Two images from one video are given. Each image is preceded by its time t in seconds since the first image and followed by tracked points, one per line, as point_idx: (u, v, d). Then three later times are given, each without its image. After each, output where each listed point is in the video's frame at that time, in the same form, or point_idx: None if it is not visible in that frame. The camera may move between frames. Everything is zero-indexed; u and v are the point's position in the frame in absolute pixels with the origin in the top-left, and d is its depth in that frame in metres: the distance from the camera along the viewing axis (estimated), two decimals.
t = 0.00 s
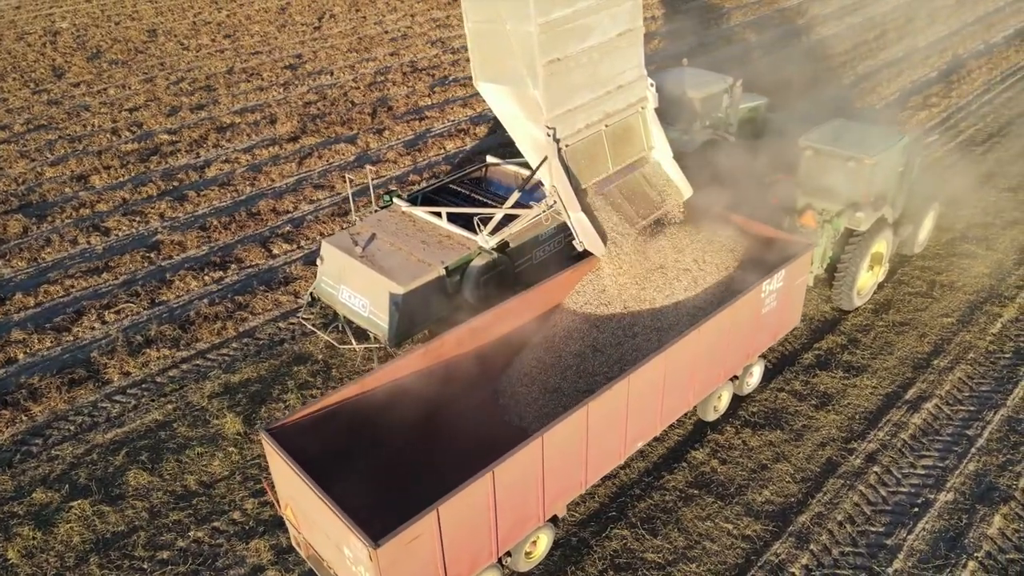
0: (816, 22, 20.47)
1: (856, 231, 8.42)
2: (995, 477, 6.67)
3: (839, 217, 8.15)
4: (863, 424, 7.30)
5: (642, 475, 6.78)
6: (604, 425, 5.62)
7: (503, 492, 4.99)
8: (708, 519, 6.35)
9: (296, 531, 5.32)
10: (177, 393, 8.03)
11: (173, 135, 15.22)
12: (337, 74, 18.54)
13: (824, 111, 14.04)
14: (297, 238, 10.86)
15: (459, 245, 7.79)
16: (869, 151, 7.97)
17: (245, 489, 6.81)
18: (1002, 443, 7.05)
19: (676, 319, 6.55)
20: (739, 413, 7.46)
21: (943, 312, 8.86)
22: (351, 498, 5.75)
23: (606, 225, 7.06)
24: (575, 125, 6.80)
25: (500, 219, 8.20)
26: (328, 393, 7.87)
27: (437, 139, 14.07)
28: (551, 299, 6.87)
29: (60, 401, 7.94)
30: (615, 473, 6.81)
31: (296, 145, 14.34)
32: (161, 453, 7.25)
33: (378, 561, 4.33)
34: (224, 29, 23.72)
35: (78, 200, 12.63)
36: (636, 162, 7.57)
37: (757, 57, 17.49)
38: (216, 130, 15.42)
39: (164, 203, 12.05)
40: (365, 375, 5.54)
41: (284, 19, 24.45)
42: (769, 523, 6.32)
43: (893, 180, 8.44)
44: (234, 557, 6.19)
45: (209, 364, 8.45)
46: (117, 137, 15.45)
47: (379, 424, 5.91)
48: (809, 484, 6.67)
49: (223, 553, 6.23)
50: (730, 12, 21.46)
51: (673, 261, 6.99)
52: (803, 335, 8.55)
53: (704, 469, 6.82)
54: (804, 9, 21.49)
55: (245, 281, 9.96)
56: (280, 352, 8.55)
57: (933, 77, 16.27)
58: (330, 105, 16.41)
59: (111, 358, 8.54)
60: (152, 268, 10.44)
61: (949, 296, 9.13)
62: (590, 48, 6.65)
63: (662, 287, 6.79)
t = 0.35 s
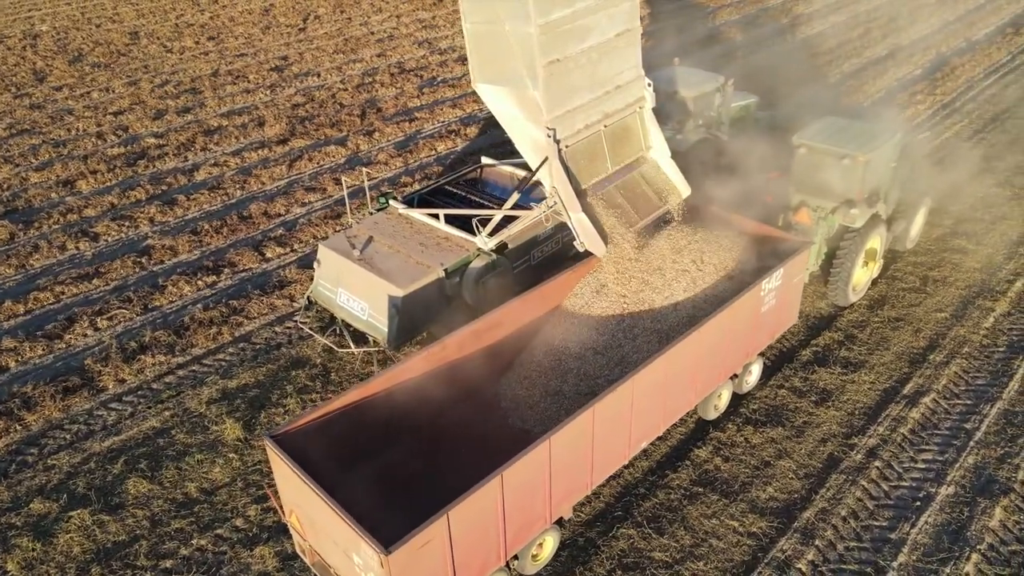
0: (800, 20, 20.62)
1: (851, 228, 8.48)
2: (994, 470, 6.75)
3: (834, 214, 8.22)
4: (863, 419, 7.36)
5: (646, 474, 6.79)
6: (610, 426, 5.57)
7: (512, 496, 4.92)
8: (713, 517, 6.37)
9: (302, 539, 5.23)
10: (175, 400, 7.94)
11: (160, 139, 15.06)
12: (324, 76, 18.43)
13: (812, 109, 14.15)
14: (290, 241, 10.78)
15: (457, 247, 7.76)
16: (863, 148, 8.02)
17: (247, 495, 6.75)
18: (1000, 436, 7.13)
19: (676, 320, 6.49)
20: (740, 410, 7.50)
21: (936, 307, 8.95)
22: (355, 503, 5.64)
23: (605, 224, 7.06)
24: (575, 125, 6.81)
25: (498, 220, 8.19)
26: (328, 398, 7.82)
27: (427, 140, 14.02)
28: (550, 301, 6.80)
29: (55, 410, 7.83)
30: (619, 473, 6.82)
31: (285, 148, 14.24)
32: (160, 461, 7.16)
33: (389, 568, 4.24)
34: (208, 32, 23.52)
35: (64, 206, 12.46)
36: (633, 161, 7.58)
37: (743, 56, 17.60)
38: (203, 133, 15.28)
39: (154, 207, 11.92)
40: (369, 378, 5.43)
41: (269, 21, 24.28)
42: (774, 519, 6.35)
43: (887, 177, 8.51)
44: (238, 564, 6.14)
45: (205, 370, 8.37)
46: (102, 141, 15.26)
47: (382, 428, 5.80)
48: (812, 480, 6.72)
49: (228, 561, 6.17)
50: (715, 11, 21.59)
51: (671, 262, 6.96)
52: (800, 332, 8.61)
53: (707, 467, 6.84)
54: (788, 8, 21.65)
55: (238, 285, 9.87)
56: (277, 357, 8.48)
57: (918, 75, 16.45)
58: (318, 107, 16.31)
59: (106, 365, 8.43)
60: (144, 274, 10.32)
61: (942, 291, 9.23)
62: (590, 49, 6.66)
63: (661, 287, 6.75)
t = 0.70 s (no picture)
0: (784, 19, 20.79)
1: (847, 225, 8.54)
2: (994, 463, 6.83)
3: (830, 211, 8.28)
4: (863, 414, 7.43)
5: (652, 473, 6.81)
6: (620, 424, 5.57)
7: (527, 496, 4.90)
8: (720, 515, 6.40)
9: (314, 545, 5.16)
10: (173, 407, 7.85)
11: (146, 143, 14.88)
12: (311, 78, 18.31)
13: (801, 106, 14.26)
14: (284, 245, 10.70)
15: (457, 248, 7.75)
16: (858, 145, 8.08)
17: (250, 502, 6.69)
18: (998, 428, 7.22)
19: (681, 320, 6.49)
20: (742, 408, 7.54)
21: (930, 301, 9.05)
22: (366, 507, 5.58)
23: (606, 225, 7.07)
24: (576, 126, 6.81)
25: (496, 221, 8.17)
26: (329, 402, 7.77)
27: (418, 142, 13.97)
28: (553, 302, 6.77)
29: (50, 419, 7.71)
30: (624, 472, 6.83)
31: (274, 151, 14.13)
32: (161, 469, 7.08)
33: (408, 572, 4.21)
34: (190, 34, 23.28)
35: (51, 212, 12.28)
36: (634, 161, 7.62)
37: (729, 55, 17.70)
38: (190, 136, 15.12)
39: (143, 212, 11.78)
40: (378, 381, 5.39)
41: (252, 23, 24.09)
42: (780, 516, 6.39)
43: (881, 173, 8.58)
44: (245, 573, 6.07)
45: (203, 376, 8.28)
46: (87, 146, 15.06)
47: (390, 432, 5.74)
48: (816, 476, 6.77)
49: (234, 569, 6.11)
50: (699, 10, 21.70)
51: (673, 261, 6.93)
52: (798, 329, 8.67)
53: (712, 465, 6.86)
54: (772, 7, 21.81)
55: (233, 290, 9.78)
56: (275, 362, 8.41)
57: (902, 72, 16.63)
58: (306, 109, 16.20)
59: (100, 373, 8.32)
60: (135, 280, 10.20)
61: (935, 286, 9.34)
62: (590, 49, 6.66)
63: (663, 287, 6.74)
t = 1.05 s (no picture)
0: (769, 17, 20.93)
1: (843, 221, 8.59)
2: (994, 455, 6.90)
3: (827, 207, 8.33)
4: (864, 409, 7.48)
5: (657, 472, 6.82)
6: (630, 421, 5.57)
7: (541, 494, 4.89)
8: (726, 512, 6.42)
9: (327, 548, 5.11)
10: (171, 413, 7.77)
11: (133, 146, 14.72)
12: (298, 80, 18.19)
13: (790, 104, 14.35)
14: (278, 248, 10.62)
15: (457, 250, 7.72)
16: (853, 142, 8.12)
17: (255, 508, 6.63)
18: (996, 421, 7.30)
19: (687, 316, 6.50)
20: (743, 405, 7.57)
21: (924, 296, 9.14)
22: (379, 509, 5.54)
23: (609, 224, 7.08)
24: (577, 126, 6.80)
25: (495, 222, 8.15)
26: (330, 406, 7.72)
27: (409, 143, 13.92)
28: (557, 300, 6.76)
29: (46, 428, 7.60)
30: (629, 471, 6.84)
31: (264, 153, 14.03)
32: (162, 476, 7.00)
33: (429, 572, 4.18)
34: (174, 36, 23.06)
35: (38, 217, 12.10)
36: (633, 160, 7.63)
37: (717, 54, 17.79)
38: (178, 139, 14.97)
39: (133, 217, 11.64)
40: (388, 382, 5.36)
41: (236, 24, 23.90)
42: (786, 512, 6.42)
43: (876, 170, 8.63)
44: None
45: (201, 382, 8.20)
46: (72, 150, 14.86)
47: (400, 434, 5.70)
48: (819, 471, 6.81)
49: None
50: (685, 9, 21.80)
51: (676, 257, 6.94)
52: (795, 326, 8.73)
53: (716, 463, 6.89)
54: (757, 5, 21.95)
55: (228, 294, 9.69)
56: (274, 366, 8.35)
57: (887, 69, 16.79)
58: (294, 111, 16.09)
59: (96, 380, 8.21)
60: (128, 285, 10.08)
61: (928, 281, 9.43)
62: (590, 49, 6.66)
63: (668, 283, 6.74)
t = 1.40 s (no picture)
0: (753, 16, 21.08)
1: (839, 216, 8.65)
2: (993, 447, 6.99)
3: (823, 202, 8.38)
4: (864, 404, 7.55)
5: (662, 470, 6.84)
6: (641, 417, 5.58)
7: (557, 491, 4.89)
8: (733, 508, 6.46)
9: (342, 550, 5.08)
10: (170, 420, 7.67)
11: (119, 150, 14.54)
12: (285, 82, 18.06)
13: (778, 101, 14.46)
14: (271, 252, 10.53)
15: (457, 251, 7.70)
16: (848, 138, 8.19)
17: (259, 515, 6.58)
18: (993, 413, 7.40)
19: (692, 313, 6.53)
20: (745, 402, 7.60)
21: (918, 291, 9.24)
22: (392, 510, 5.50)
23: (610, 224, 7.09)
24: (578, 126, 6.81)
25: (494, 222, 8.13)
26: (332, 410, 7.67)
27: (400, 144, 13.86)
28: (562, 299, 6.77)
29: (42, 437, 7.48)
30: (635, 470, 6.85)
31: (253, 156, 13.91)
32: (163, 484, 6.92)
33: (451, 571, 4.16)
34: (156, 38, 22.81)
35: (24, 223, 11.91)
36: (633, 159, 7.65)
37: (703, 52, 17.89)
38: (165, 143, 14.81)
39: (122, 222, 11.50)
40: (400, 383, 5.33)
41: (219, 26, 23.70)
42: (792, 507, 6.46)
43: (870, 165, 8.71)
44: None
45: (199, 388, 8.11)
46: (57, 154, 14.65)
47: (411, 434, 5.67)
48: (823, 466, 6.85)
49: None
50: (670, 8, 21.90)
51: (680, 254, 6.99)
52: (793, 323, 8.79)
53: (721, 460, 6.92)
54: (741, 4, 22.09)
55: (223, 299, 9.60)
56: (273, 371, 8.28)
57: (872, 67, 16.96)
58: (282, 113, 15.97)
59: (92, 387, 8.10)
60: (120, 291, 9.95)
61: (921, 275, 9.54)
62: (590, 49, 6.68)
63: (673, 279, 6.77)
